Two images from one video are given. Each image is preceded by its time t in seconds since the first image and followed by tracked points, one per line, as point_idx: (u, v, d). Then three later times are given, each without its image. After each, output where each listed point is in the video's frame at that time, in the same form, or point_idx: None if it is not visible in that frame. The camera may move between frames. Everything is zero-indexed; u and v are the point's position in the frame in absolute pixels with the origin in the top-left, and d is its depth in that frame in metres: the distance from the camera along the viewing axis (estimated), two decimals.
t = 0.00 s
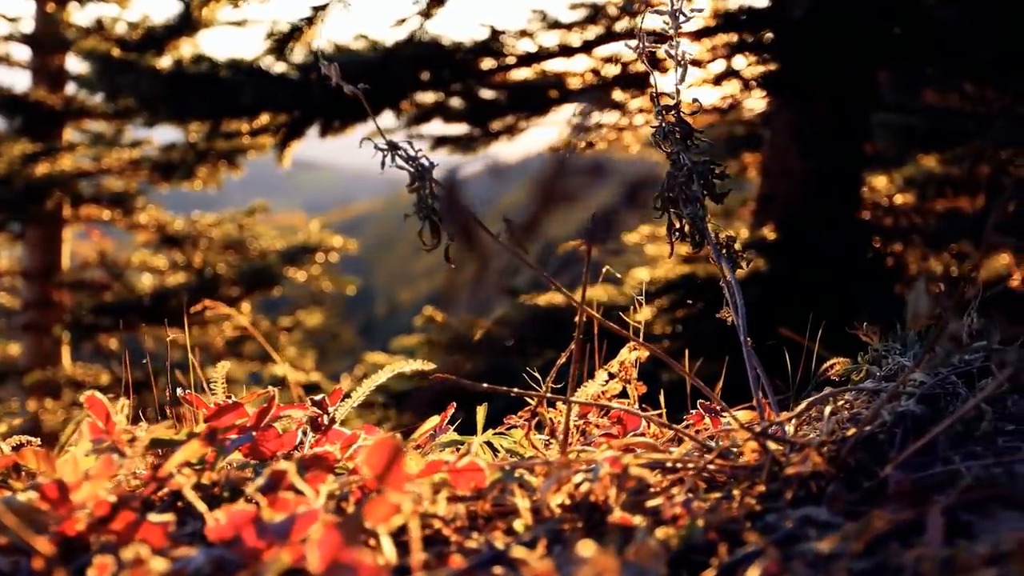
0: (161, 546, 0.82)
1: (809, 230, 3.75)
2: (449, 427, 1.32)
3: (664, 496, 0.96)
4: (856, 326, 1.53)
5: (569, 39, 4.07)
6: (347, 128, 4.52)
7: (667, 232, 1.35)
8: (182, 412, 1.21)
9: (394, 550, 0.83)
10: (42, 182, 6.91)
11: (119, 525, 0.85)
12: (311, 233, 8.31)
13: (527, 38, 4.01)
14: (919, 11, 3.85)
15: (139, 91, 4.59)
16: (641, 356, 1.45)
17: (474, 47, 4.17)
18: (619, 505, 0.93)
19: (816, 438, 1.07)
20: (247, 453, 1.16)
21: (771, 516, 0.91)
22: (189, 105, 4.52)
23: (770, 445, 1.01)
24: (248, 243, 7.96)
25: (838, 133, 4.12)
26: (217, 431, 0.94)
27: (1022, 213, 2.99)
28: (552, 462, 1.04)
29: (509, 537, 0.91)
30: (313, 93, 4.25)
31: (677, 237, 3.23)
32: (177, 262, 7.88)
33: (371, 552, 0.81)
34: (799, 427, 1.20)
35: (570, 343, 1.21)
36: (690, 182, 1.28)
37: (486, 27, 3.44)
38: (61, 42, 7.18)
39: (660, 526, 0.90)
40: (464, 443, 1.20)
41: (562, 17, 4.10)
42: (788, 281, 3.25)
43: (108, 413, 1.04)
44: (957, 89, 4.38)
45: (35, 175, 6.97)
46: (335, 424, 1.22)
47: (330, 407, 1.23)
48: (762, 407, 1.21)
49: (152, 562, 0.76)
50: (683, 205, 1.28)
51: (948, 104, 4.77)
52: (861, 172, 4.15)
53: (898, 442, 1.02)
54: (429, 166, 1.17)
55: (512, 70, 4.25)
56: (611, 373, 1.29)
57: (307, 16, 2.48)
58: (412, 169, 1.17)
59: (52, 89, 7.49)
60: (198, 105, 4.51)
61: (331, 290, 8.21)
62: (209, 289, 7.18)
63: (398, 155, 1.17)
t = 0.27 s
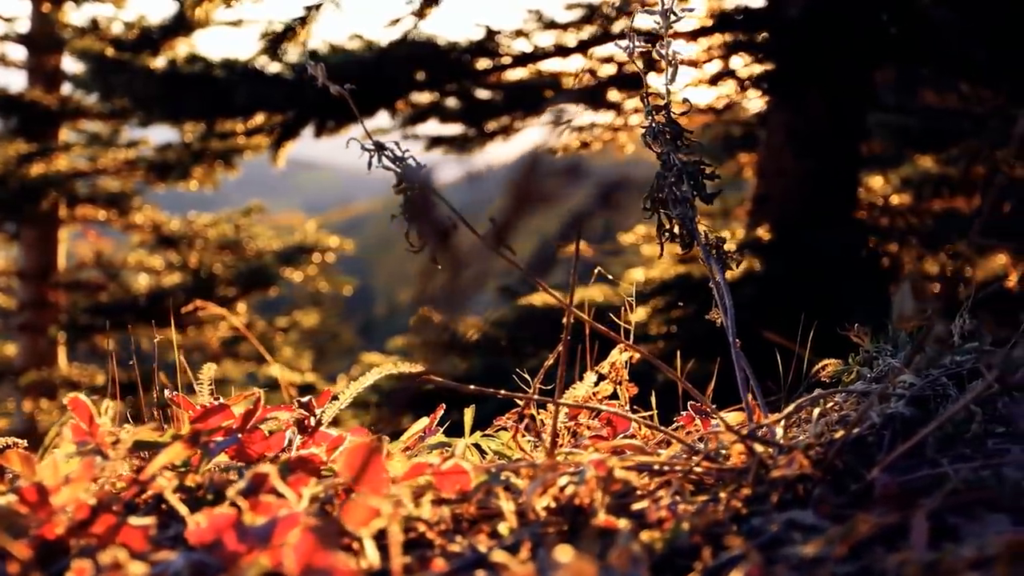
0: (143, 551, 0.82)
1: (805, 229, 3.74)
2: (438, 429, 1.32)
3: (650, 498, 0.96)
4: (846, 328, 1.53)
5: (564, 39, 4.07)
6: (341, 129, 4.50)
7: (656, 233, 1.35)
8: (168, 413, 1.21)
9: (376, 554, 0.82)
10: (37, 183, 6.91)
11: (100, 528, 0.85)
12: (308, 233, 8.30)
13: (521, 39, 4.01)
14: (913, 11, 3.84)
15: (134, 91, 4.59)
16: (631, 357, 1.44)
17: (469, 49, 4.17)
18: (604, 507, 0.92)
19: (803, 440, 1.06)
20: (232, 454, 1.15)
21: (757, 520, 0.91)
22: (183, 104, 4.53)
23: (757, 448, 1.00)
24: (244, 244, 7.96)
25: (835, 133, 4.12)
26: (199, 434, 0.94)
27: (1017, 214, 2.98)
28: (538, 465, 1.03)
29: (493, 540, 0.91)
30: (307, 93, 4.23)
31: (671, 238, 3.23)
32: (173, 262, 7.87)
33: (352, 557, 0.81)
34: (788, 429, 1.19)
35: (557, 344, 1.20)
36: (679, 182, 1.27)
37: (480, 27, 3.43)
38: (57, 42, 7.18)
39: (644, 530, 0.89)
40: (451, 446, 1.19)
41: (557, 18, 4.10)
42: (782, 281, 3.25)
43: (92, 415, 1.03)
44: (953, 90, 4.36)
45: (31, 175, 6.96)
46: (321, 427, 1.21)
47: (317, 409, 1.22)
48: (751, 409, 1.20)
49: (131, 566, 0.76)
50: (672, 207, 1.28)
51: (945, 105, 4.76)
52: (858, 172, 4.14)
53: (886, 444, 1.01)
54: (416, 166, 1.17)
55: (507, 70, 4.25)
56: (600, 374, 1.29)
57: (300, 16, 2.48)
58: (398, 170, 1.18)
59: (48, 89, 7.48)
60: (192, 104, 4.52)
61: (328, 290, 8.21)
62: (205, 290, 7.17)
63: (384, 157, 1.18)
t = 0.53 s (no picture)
0: (123, 556, 0.81)
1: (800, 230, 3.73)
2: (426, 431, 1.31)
3: (636, 502, 0.95)
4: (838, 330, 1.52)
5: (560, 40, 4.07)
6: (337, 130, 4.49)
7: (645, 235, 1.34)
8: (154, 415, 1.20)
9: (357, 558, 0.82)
10: (33, 183, 6.91)
11: (81, 531, 0.84)
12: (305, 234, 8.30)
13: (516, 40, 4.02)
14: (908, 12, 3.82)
15: (129, 92, 4.59)
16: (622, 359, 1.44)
17: (465, 49, 4.17)
18: (590, 510, 0.91)
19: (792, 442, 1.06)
20: (218, 458, 1.15)
21: (743, 524, 0.90)
22: (178, 105, 4.53)
23: (744, 451, 1.00)
24: (240, 244, 8.07)
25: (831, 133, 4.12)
26: (182, 437, 0.93)
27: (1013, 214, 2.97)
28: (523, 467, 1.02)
29: (477, 544, 0.90)
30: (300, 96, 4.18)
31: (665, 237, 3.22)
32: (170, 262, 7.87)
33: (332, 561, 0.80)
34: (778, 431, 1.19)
35: (545, 346, 1.20)
36: (669, 183, 1.27)
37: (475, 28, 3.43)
38: (53, 41, 7.17)
39: (627, 534, 0.88)
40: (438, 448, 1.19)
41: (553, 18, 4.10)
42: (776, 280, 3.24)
43: (75, 417, 1.02)
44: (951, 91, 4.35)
45: (26, 176, 6.95)
46: (308, 429, 1.21)
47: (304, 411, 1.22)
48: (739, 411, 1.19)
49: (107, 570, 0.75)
50: (662, 207, 1.27)
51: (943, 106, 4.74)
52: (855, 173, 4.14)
53: (875, 446, 1.01)
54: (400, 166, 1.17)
55: (503, 70, 4.25)
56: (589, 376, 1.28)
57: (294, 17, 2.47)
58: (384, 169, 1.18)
59: (44, 89, 7.48)
60: (188, 105, 4.51)
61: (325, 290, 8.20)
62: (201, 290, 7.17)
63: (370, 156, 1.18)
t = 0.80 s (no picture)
0: (103, 558, 0.81)
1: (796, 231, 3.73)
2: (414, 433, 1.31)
3: (622, 505, 0.95)
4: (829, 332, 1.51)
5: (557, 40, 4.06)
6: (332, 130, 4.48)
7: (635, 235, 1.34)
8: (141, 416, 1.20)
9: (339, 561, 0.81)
10: (29, 183, 6.89)
11: (62, 536, 0.84)
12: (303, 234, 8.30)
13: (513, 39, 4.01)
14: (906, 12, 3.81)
15: (124, 92, 4.58)
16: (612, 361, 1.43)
17: (461, 49, 4.16)
18: (574, 513, 0.91)
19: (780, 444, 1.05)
20: (205, 459, 1.14)
21: (728, 527, 0.89)
22: (173, 106, 4.52)
23: (731, 453, 0.99)
24: (237, 244, 8.15)
25: (829, 134, 4.11)
26: (166, 439, 0.93)
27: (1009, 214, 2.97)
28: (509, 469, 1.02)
29: (461, 547, 0.89)
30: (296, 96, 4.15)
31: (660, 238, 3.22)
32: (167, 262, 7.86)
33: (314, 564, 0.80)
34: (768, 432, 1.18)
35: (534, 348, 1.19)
36: (660, 183, 1.26)
37: (469, 27, 3.42)
38: (49, 41, 7.16)
39: (612, 538, 0.88)
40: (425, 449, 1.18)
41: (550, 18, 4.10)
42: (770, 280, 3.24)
43: (58, 419, 1.02)
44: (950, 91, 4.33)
45: (22, 176, 6.95)
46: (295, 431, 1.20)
47: (291, 412, 1.21)
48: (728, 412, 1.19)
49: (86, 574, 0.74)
50: (651, 207, 1.27)
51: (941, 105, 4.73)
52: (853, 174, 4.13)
53: (863, 448, 1.00)
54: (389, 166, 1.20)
55: (500, 70, 4.24)
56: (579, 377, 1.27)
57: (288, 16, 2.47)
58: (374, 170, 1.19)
59: (40, 89, 7.47)
60: (182, 106, 4.51)
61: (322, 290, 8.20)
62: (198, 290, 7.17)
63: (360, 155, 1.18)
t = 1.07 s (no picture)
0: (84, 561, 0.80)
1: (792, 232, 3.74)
2: (403, 435, 1.30)
3: (607, 507, 0.94)
4: (820, 333, 1.51)
5: (552, 41, 4.06)
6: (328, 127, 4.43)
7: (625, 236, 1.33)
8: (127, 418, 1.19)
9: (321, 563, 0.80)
10: (24, 183, 6.90)
11: (41, 539, 0.83)
12: (299, 235, 8.30)
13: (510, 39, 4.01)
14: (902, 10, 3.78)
15: (117, 92, 4.59)
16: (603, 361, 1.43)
17: (457, 50, 4.16)
18: (559, 517, 0.90)
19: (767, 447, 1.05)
20: (190, 461, 1.13)
21: (713, 530, 0.89)
22: (166, 105, 4.53)
23: (716, 456, 0.99)
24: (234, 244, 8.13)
25: (827, 133, 4.08)
26: (148, 443, 0.92)
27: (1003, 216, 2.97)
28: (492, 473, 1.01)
29: (445, 549, 0.89)
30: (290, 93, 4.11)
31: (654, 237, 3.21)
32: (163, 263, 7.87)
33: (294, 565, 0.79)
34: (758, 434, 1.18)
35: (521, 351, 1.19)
36: (648, 184, 1.26)
37: (463, 26, 3.41)
38: (44, 41, 7.16)
39: (597, 540, 0.87)
40: (411, 452, 1.18)
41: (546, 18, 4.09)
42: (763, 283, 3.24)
43: (41, 421, 1.01)
44: (948, 92, 4.31)
45: (17, 176, 6.95)
46: (282, 432, 1.19)
47: (277, 415, 1.20)
48: (718, 414, 1.18)
49: None
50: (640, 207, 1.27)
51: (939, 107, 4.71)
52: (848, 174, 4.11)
53: (850, 449, 1.00)
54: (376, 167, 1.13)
55: (495, 70, 4.21)
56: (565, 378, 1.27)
57: (281, 16, 2.47)
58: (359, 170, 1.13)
59: (36, 89, 7.47)
60: (175, 105, 4.51)
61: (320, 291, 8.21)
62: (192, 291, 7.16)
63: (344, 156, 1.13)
